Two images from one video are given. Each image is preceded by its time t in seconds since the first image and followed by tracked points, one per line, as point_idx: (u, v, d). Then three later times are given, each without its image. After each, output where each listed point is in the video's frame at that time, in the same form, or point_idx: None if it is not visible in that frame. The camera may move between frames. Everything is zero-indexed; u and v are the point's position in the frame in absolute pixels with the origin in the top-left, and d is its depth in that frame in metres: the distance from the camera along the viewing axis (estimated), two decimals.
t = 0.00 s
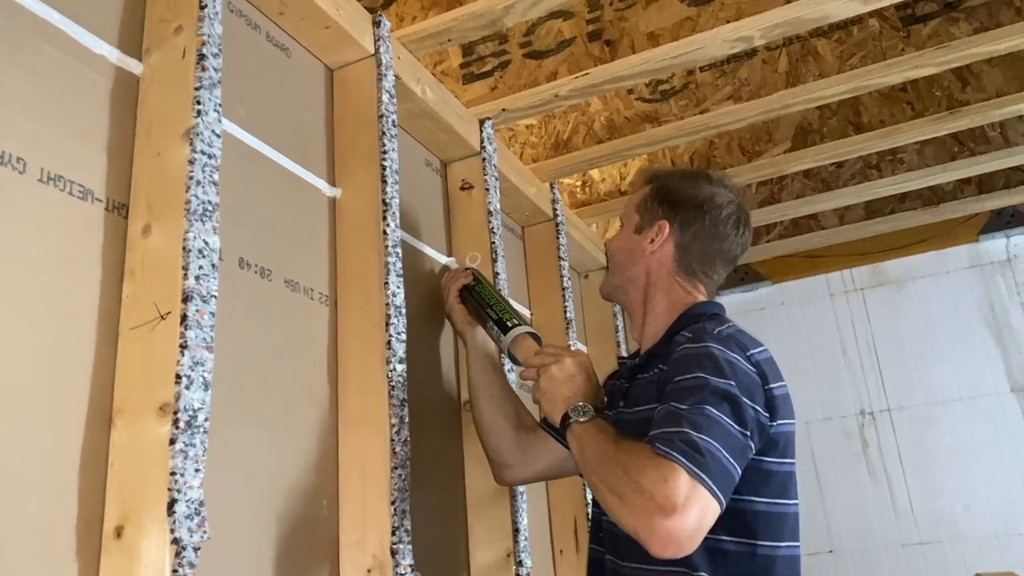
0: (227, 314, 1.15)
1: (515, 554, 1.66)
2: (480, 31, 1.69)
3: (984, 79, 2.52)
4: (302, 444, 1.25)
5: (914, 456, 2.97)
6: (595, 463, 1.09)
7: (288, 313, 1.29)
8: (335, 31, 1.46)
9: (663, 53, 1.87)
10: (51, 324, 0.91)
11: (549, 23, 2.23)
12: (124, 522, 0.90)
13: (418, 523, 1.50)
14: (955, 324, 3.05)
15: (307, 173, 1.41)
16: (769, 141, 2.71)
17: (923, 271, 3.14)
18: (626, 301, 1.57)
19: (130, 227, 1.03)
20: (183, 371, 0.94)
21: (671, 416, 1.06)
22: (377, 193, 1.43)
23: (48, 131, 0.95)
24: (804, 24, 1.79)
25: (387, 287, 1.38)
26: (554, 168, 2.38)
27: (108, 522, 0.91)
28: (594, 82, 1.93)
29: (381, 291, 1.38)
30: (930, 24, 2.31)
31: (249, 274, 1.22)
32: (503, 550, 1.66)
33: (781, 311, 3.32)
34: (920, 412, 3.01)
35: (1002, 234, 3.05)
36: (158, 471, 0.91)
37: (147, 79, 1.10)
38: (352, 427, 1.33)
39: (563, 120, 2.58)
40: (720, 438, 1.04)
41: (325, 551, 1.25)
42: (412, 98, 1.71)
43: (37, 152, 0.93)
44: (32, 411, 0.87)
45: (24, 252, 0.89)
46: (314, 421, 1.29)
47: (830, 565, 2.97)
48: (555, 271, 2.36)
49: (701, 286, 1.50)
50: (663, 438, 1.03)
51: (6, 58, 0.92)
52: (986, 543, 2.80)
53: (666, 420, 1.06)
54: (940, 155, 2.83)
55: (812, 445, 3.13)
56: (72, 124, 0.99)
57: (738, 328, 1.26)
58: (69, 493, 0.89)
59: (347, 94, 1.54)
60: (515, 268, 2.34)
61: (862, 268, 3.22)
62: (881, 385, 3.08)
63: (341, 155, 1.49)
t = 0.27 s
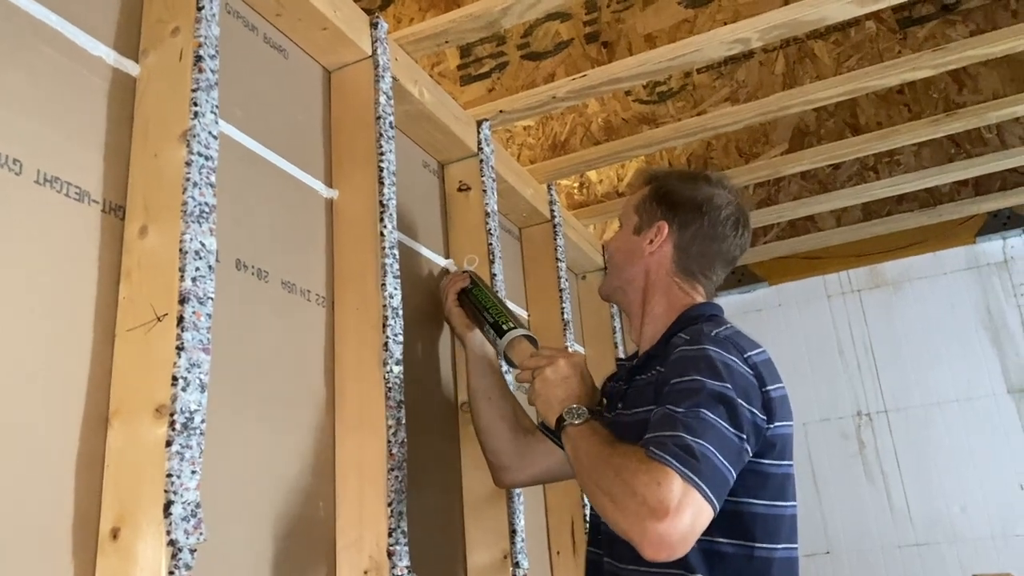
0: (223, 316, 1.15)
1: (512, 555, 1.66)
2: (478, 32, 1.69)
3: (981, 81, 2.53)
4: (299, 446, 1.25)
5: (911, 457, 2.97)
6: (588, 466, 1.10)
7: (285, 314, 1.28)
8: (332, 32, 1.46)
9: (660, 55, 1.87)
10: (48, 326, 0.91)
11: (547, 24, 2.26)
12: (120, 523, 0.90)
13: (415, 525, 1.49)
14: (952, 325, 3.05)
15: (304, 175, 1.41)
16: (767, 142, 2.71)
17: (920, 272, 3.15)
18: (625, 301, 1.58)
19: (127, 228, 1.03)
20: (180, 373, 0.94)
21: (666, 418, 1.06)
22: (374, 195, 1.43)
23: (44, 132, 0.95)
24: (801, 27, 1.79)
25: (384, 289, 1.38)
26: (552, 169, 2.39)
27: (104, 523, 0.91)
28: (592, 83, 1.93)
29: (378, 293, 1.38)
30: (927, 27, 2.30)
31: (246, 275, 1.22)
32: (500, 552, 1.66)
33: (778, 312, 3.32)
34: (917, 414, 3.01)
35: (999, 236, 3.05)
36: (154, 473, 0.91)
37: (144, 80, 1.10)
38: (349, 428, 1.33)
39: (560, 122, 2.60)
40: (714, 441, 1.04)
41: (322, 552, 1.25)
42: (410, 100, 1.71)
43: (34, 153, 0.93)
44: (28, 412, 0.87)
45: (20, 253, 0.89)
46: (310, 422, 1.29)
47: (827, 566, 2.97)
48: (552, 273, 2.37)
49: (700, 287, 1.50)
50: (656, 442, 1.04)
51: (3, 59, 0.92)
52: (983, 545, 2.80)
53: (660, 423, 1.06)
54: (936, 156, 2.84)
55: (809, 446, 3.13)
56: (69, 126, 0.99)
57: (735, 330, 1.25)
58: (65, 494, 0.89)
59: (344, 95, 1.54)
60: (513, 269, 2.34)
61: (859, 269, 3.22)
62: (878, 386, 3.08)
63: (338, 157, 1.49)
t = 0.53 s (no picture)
0: (221, 316, 1.15)
1: (509, 556, 1.65)
2: (476, 33, 1.69)
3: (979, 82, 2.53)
4: (296, 446, 1.25)
5: (909, 458, 2.97)
6: (580, 476, 1.09)
7: (282, 315, 1.28)
8: (330, 32, 1.45)
9: (658, 56, 1.87)
10: (45, 327, 0.91)
11: (545, 24, 2.23)
12: (117, 524, 0.90)
13: (412, 526, 1.50)
14: (949, 326, 3.06)
15: (301, 175, 1.41)
16: (764, 143, 2.72)
17: (918, 273, 3.15)
18: (624, 301, 1.58)
19: (124, 228, 1.03)
20: (176, 373, 0.94)
21: (662, 424, 1.07)
22: (372, 195, 1.43)
23: (41, 132, 0.95)
24: (798, 27, 1.80)
25: (381, 289, 1.38)
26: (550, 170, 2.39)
27: (100, 524, 0.91)
28: (590, 84, 1.93)
29: (375, 293, 1.38)
30: (924, 28, 2.30)
31: (244, 275, 1.22)
32: (497, 553, 1.65)
33: (776, 313, 3.32)
34: (914, 414, 3.01)
35: (996, 237, 3.06)
36: (151, 473, 0.91)
37: (140, 80, 1.09)
38: (346, 429, 1.33)
39: (558, 122, 2.59)
40: (712, 447, 1.04)
41: (319, 553, 1.25)
42: (407, 100, 1.71)
43: (31, 153, 0.93)
44: (24, 412, 0.86)
45: (16, 252, 0.89)
46: (307, 423, 1.29)
47: (824, 566, 2.97)
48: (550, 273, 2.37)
49: (699, 287, 1.50)
50: (652, 451, 1.04)
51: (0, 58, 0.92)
52: (980, 545, 2.80)
53: (658, 430, 1.07)
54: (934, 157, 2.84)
55: (807, 447, 3.13)
56: (66, 125, 0.99)
57: (732, 329, 1.24)
58: (61, 495, 0.89)
59: (342, 95, 1.54)
60: (510, 270, 2.34)
61: (857, 270, 3.22)
62: (876, 387, 3.09)
63: (336, 157, 1.49)
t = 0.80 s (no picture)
0: (218, 316, 1.15)
1: (507, 558, 1.67)
2: (474, 33, 1.69)
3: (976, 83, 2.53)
4: (293, 447, 1.25)
5: (906, 459, 2.97)
6: (589, 506, 1.09)
7: (280, 315, 1.28)
8: (327, 32, 1.45)
9: (656, 57, 1.87)
10: (42, 327, 0.91)
11: (543, 25, 2.22)
12: (113, 524, 0.89)
13: (409, 527, 1.49)
14: (946, 327, 3.06)
15: (299, 175, 1.41)
16: (762, 144, 2.72)
17: (915, 274, 3.15)
18: (623, 302, 1.58)
19: (121, 228, 1.03)
20: (173, 373, 0.94)
21: (668, 438, 1.06)
22: (369, 195, 1.43)
23: (38, 132, 0.95)
24: (796, 28, 1.80)
25: (379, 289, 1.37)
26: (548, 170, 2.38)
27: (97, 524, 0.90)
28: (588, 84, 1.93)
29: (373, 294, 1.37)
30: (921, 29, 2.32)
31: (241, 275, 1.21)
32: (494, 553, 1.66)
33: (773, 314, 3.33)
34: (911, 415, 3.01)
35: (993, 238, 3.06)
36: (147, 473, 0.90)
37: (138, 80, 1.09)
38: (343, 429, 1.32)
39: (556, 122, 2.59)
40: (721, 455, 1.04)
41: (316, 554, 1.25)
42: (405, 100, 1.71)
43: (28, 153, 0.93)
44: (21, 413, 0.86)
45: (13, 252, 0.89)
46: (305, 424, 1.29)
47: (822, 567, 2.98)
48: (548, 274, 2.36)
49: (698, 287, 1.49)
50: (660, 469, 1.04)
51: None
52: (978, 546, 2.81)
53: (663, 444, 1.06)
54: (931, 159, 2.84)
55: (804, 448, 3.13)
56: (63, 125, 0.99)
57: (731, 331, 1.23)
58: (58, 495, 0.89)
59: (340, 95, 1.54)
60: (508, 271, 2.34)
61: (855, 272, 3.23)
62: (873, 388, 3.09)
63: (334, 157, 1.49)
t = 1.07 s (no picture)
0: (216, 317, 1.15)
1: (504, 559, 1.67)
2: (472, 34, 1.69)
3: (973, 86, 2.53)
4: (291, 447, 1.25)
5: (903, 461, 2.98)
6: (620, 535, 1.09)
7: (278, 317, 1.28)
8: (326, 34, 1.45)
9: (654, 59, 1.87)
10: (40, 327, 0.91)
11: (542, 27, 2.26)
12: (111, 526, 0.89)
13: (407, 529, 1.49)
14: (944, 329, 3.06)
15: (298, 177, 1.41)
16: (759, 146, 2.72)
17: (912, 276, 3.16)
18: (623, 301, 1.57)
19: (119, 229, 1.03)
20: (172, 375, 0.94)
21: (694, 448, 1.06)
22: (368, 196, 1.43)
23: (36, 133, 0.95)
24: (794, 31, 1.80)
25: (377, 291, 1.37)
26: (545, 172, 2.39)
27: (95, 526, 0.91)
28: (586, 86, 1.93)
29: (371, 295, 1.37)
30: (918, 31, 2.32)
31: (239, 277, 1.21)
32: (492, 555, 1.66)
33: (771, 316, 3.33)
34: (909, 417, 3.02)
35: (990, 240, 3.06)
36: (145, 474, 0.90)
37: (136, 81, 1.09)
38: (341, 431, 1.33)
39: (554, 125, 2.60)
40: (749, 458, 1.04)
41: (314, 555, 1.25)
42: (403, 101, 1.71)
43: (26, 155, 0.93)
44: (19, 414, 0.86)
45: (11, 252, 0.89)
46: (303, 425, 1.29)
47: (819, 568, 2.98)
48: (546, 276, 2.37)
49: (703, 290, 1.50)
50: (688, 484, 1.03)
51: None
52: (975, 547, 2.81)
53: (688, 456, 1.06)
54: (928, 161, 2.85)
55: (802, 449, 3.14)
56: (62, 127, 0.99)
57: (737, 334, 1.22)
58: (56, 497, 0.89)
59: (338, 96, 1.54)
60: (507, 273, 2.34)
61: (852, 274, 3.23)
62: (871, 390, 3.09)
63: (332, 158, 1.49)
